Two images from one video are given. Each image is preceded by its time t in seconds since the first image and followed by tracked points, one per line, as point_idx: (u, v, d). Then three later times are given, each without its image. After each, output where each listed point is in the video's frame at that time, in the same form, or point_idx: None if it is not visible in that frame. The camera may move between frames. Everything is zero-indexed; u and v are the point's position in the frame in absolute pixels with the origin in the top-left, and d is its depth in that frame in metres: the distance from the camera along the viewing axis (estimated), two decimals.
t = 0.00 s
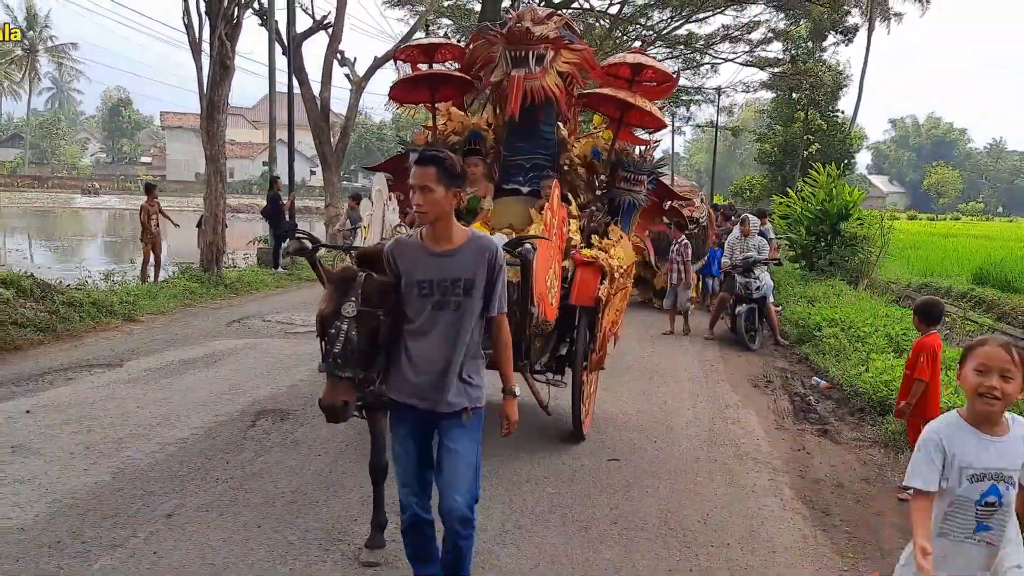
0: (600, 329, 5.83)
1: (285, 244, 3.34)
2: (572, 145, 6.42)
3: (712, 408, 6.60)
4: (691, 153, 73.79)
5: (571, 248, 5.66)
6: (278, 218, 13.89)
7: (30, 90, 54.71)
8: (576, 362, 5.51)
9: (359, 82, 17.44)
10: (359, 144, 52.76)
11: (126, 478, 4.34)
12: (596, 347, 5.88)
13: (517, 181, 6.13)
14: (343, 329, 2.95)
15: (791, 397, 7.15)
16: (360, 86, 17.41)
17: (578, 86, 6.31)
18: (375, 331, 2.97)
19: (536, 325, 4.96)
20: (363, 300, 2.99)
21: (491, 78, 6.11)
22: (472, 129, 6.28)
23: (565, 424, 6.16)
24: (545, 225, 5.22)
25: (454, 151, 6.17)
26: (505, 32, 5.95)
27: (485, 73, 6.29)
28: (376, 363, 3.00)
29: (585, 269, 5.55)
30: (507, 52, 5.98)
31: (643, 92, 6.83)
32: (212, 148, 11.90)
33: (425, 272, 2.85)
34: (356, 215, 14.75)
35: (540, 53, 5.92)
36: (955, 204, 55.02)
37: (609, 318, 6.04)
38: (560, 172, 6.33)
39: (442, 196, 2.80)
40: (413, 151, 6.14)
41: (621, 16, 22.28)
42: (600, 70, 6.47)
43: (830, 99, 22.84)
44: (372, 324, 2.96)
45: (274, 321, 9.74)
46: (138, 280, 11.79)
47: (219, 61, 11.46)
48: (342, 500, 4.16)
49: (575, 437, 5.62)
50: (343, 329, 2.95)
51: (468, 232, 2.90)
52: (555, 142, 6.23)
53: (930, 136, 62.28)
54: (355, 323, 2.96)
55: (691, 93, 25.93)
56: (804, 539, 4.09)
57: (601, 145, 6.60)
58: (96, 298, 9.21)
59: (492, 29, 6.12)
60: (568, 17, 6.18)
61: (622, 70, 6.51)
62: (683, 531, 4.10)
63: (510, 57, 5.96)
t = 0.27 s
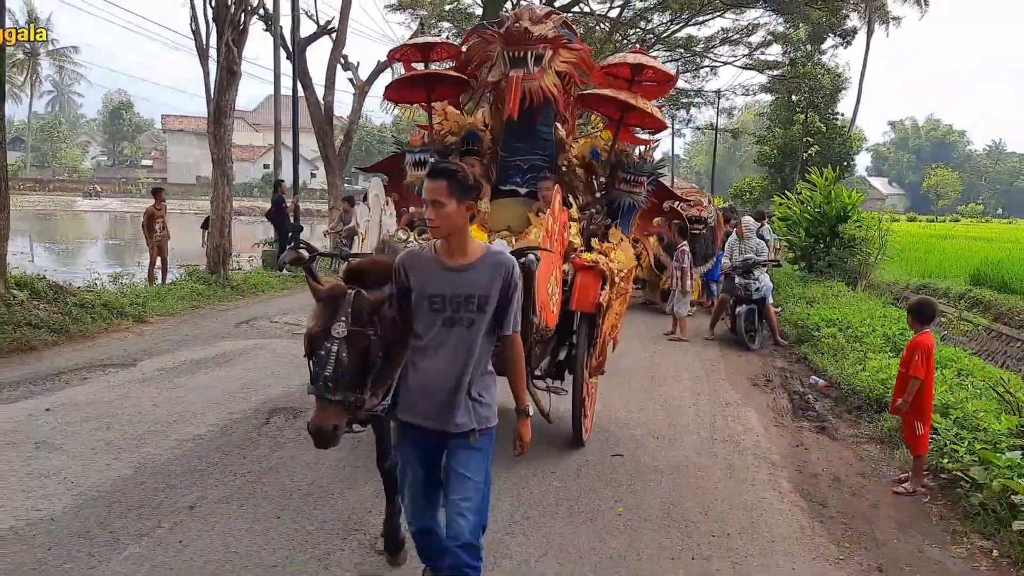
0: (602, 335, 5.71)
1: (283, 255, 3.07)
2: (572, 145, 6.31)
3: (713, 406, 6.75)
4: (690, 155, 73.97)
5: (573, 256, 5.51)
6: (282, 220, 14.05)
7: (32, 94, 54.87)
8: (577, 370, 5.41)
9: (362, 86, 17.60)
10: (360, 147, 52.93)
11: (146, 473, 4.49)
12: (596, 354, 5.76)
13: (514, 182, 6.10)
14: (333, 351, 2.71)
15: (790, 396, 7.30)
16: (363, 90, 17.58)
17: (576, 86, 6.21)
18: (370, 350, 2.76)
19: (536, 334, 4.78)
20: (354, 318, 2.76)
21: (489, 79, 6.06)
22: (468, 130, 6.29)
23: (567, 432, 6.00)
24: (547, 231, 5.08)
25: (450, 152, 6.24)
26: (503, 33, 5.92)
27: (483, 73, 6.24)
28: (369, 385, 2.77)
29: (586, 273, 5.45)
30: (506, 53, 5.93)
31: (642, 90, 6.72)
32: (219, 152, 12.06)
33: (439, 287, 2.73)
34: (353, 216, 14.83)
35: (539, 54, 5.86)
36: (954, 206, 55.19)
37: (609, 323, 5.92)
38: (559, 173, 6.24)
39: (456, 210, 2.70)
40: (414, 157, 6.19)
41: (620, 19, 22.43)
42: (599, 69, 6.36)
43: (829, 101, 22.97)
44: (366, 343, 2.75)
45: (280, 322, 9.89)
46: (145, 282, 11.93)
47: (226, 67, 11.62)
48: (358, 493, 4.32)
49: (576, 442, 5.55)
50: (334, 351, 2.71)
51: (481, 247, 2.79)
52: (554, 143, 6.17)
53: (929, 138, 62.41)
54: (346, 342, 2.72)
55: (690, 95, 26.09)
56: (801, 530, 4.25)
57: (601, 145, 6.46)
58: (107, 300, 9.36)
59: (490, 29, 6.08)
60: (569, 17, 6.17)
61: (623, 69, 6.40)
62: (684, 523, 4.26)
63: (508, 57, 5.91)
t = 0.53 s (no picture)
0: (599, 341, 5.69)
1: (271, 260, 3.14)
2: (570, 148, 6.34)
3: (713, 406, 6.90)
4: (690, 158, 74.17)
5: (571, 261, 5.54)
6: (286, 225, 14.20)
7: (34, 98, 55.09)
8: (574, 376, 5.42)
9: (365, 91, 17.78)
10: (361, 151, 53.12)
11: (166, 469, 4.64)
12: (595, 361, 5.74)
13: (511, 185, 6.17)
14: (325, 343, 2.76)
15: (789, 396, 7.46)
16: (366, 95, 17.75)
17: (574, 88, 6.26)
18: (362, 340, 2.84)
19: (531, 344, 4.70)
20: (344, 308, 2.83)
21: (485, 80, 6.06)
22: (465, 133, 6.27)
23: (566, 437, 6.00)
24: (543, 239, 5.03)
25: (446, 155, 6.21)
26: (499, 35, 5.91)
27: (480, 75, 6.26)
28: (361, 375, 2.86)
29: (584, 280, 5.43)
30: (502, 55, 5.92)
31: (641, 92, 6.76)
32: (225, 157, 12.22)
33: (448, 287, 2.68)
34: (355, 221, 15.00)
35: (537, 56, 5.87)
36: (953, 209, 55.35)
37: (608, 329, 5.91)
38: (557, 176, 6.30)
39: (459, 208, 2.63)
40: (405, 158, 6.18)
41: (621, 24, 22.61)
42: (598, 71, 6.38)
43: (828, 104, 23.13)
44: (356, 332, 2.83)
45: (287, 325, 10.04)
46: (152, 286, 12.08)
47: (232, 73, 11.77)
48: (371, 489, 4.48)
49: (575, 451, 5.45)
50: (326, 343, 2.76)
51: (491, 246, 2.72)
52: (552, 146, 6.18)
53: (929, 141, 62.57)
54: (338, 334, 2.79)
55: (690, 100, 26.27)
56: (798, 523, 4.41)
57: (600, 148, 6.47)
58: (117, 303, 9.52)
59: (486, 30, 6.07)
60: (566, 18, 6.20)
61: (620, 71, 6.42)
62: (686, 517, 4.42)
63: (505, 59, 5.91)
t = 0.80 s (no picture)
0: (596, 348, 5.71)
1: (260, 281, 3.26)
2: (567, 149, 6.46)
3: (713, 406, 7.03)
4: (690, 162, 74.32)
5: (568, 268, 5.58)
6: (289, 229, 14.34)
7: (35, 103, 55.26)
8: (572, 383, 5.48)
9: (367, 96, 17.94)
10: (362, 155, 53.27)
11: (179, 466, 4.77)
12: (591, 368, 5.77)
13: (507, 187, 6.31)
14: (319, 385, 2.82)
15: (787, 396, 7.59)
16: (369, 100, 17.91)
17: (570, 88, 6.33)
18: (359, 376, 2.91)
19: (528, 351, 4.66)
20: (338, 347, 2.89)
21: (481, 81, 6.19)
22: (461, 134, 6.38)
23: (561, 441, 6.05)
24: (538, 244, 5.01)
25: (440, 157, 6.27)
26: (494, 35, 5.99)
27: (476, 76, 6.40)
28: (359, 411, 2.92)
29: (580, 284, 5.56)
30: (497, 56, 6.01)
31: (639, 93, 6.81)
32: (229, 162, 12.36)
33: (433, 306, 2.60)
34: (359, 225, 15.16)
35: (531, 56, 5.95)
36: (953, 212, 55.46)
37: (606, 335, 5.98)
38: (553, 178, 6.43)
39: (440, 225, 2.53)
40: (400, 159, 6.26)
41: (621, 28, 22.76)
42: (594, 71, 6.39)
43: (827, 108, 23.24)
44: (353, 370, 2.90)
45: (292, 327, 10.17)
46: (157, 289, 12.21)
47: (236, 78, 11.91)
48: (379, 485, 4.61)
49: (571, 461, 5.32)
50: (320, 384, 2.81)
51: (477, 261, 2.61)
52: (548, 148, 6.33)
53: (928, 144, 62.68)
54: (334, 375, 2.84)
55: (690, 103, 26.42)
56: (793, 517, 4.55)
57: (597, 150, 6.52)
58: (124, 306, 9.65)
59: (481, 30, 6.18)
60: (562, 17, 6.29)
61: (617, 71, 6.46)
62: (685, 512, 4.54)
63: (500, 59, 6.00)
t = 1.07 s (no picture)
0: (592, 354, 5.73)
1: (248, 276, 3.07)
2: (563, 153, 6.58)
3: (712, 407, 7.16)
4: (690, 166, 74.47)
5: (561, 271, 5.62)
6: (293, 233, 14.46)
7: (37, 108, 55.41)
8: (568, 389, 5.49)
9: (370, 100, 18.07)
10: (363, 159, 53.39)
11: (191, 465, 4.89)
12: (587, 374, 5.78)
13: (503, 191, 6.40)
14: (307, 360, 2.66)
15: (786, 397, 7.71)
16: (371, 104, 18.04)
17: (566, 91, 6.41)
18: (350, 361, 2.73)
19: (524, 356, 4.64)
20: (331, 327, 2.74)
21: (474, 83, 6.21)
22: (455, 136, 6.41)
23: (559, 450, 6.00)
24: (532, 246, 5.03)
25: (435, 161, 6.35)
26: (488, 35, 5.99)
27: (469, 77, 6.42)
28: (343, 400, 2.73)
29: (576, 289, 5.56)
30: (492, 57, 6.05)
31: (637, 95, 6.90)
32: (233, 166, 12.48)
33: (409, 300, 2.62)
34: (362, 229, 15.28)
35: (526, 57, 6.00)
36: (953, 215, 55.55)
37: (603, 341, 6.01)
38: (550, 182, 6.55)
39: (423, 219, 2.53)
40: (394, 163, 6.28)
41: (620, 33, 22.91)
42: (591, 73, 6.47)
43: (827, 112, 23.35)
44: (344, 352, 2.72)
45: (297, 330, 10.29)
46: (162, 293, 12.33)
47: (240, 84, 12.04)
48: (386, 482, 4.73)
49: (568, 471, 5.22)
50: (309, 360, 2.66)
51: (458, 259, 2.60)
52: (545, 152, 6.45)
53: (927, 148, 62.79)
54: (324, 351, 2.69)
55: (689, 107, 26.56)
56: (790, 512, 4.67)
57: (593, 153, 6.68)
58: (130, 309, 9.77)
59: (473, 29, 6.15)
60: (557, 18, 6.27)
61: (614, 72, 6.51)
62: (685, 508, 4.66)
63: (494, 60, 6.04)
